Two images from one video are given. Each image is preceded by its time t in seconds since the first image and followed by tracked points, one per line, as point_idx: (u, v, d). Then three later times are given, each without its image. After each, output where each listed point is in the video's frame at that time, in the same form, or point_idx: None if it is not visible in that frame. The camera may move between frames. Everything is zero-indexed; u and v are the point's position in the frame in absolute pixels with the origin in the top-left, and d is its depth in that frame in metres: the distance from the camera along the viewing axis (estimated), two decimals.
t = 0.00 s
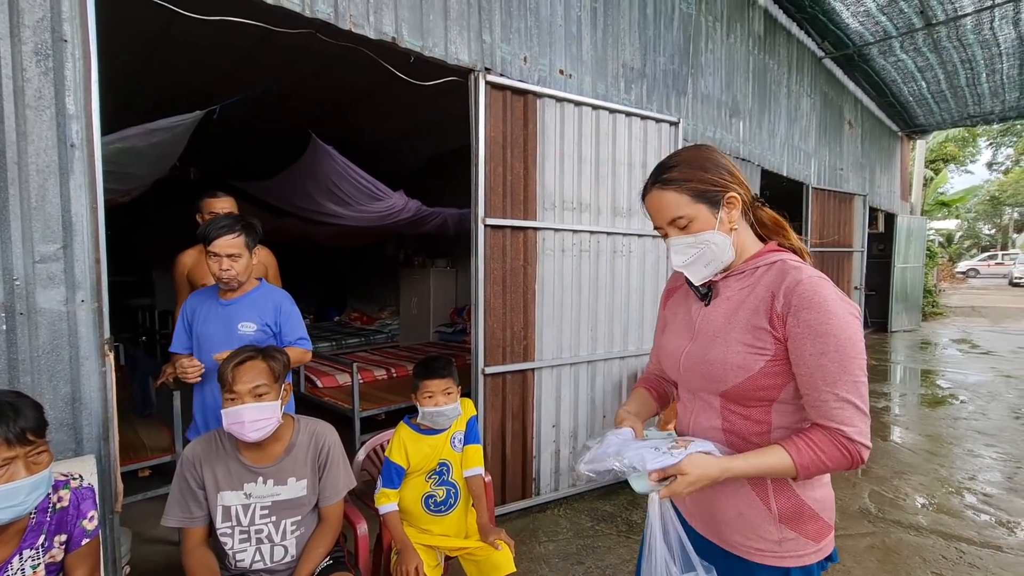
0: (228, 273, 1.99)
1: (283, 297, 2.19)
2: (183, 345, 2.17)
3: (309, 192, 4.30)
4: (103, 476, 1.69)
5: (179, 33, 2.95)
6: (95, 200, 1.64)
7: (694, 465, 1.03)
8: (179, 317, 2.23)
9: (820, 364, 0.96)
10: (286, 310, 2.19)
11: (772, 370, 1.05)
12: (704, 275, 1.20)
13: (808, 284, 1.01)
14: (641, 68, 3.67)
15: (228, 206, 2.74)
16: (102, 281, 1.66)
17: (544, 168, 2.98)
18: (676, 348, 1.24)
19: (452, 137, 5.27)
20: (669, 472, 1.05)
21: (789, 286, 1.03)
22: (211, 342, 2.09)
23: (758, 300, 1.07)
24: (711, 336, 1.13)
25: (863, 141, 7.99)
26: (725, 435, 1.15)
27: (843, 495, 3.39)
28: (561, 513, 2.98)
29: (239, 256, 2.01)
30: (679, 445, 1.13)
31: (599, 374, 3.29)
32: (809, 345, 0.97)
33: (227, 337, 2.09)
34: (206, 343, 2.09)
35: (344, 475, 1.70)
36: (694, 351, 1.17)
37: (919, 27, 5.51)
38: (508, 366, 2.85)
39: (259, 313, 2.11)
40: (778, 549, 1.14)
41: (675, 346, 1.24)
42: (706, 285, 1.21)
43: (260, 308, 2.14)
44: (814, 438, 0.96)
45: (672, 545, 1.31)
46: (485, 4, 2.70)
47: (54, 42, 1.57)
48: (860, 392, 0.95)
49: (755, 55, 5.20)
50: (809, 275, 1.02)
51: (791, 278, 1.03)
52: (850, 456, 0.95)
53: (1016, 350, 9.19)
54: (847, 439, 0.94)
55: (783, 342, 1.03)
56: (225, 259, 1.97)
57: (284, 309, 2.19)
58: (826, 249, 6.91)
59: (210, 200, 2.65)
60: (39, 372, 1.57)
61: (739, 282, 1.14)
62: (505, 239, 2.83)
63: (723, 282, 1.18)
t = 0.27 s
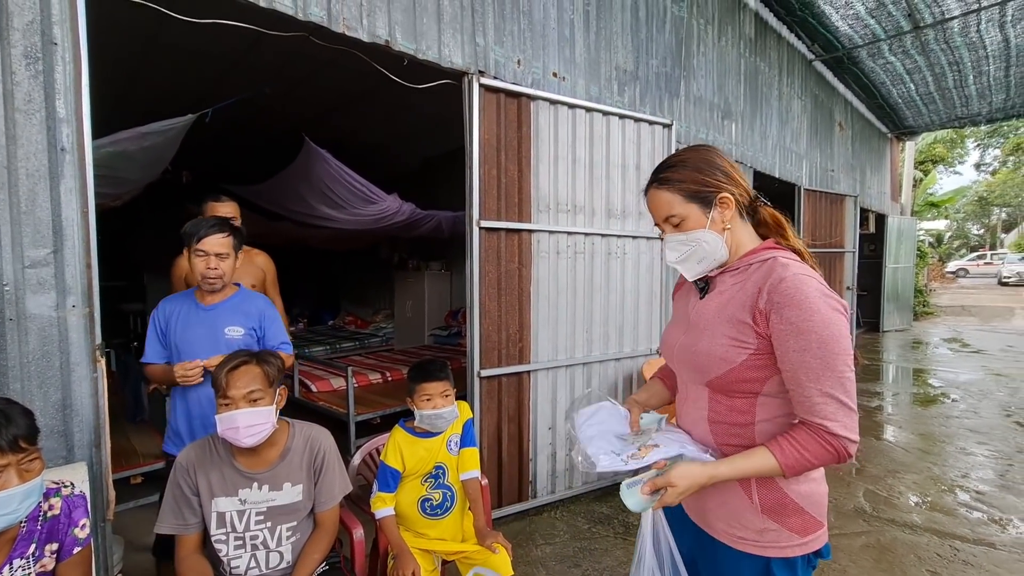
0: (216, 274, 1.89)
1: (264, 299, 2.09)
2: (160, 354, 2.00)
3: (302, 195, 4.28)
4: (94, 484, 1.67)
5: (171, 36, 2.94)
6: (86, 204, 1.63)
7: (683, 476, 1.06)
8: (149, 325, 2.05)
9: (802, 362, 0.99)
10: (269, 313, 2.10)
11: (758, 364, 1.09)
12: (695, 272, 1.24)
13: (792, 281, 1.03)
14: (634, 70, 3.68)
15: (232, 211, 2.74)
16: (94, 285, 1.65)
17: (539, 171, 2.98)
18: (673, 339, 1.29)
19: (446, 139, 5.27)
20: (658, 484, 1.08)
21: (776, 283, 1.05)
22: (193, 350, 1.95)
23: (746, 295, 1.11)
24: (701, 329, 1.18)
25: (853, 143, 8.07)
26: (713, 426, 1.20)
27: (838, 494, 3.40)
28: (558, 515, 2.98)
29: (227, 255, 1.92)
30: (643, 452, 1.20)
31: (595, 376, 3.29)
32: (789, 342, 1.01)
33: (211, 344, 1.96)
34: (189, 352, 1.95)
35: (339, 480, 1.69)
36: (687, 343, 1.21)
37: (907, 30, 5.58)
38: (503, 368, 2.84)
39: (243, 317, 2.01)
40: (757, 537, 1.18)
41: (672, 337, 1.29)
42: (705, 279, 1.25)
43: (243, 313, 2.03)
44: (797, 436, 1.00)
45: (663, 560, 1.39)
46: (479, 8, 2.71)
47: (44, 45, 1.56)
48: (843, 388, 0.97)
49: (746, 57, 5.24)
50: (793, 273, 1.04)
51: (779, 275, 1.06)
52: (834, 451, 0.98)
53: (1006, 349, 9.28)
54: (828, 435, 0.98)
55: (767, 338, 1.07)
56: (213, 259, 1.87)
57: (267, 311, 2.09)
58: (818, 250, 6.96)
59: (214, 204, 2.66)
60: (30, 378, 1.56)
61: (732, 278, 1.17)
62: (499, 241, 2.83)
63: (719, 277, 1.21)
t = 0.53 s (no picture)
0: (187, 277, 1.83)
1: (233, 303, 2.04)
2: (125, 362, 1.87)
3: (297, 198, 4.25)
4: (86, 493, 1.63)
5: (163, 36, 2.90)
6: (76, 207, 1.59)
7: (668, 475, 1.16)
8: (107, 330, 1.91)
9: (779, 357, 1.06)
10: (239, 317, 2.05)
11: (738, 359, 1.16)
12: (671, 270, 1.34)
13: (764, 280, 1.10)
14: (630, 70, 3.67)
15: (232, 214, 2.75)
16: (84, 290, 1.61)
17: (536, 170, 2.96)
18: (659, 337, 1.35)
19: (441, 140, 5.25)
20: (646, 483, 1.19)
21: (749, 281, 1.12)
22: (165, 354, 1.86)
23: (724, 293, 1.17)
24: (684, 328, 1.24)
25: (848, 141, 8.08)
26: (699, 421, 1.27)
27: (839, 493, 3.39)
28: (558, 518, 2.95)
29: (199, 258, 1.85)
30: (578, 446, 1.43)
31: (595, 377, 3.27)
32: (765, 338, 1.08)
33: (184, 347, 1.88)
34: (160, 356, 1.85)
35: (337, 484, 1.66)
36: (670, 342, 1.28)
37: (901, 28, 5.58)
38: (502, 370, 2.82)
39: (216, 319, 1.95)
40: (745, 531, 1.22)
41: (658, 336, 1.35)
42: (688, 278, 1.31)
43: (214, 315, 1.97)
44: (780, 430, 1.08)
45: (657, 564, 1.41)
46: (474, 6, 2.68)
47: (31, 45, 1.53)
48: (819, 379, 1.05)
49: (741, 56, 5.24)
50: (765, 271, 1.11)
51: (752, 274, 1.13)
52: (816, 441, 1.06)
53: (1002, 345, 9.30)
54: (806, 425, 1.05)
55: (745, 334, 1.14)
56: (184, 260, 1.81)
57: (237, 315, 2.04)
58: (815, 248, 6.96)
59: (215, 205, 2.68)
60: (19, 385, 1.52)
61: (711, 276, 1.24)
62: (496, 242, 2.81)
63: (700, 275, 1.28)
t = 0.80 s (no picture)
0: (161, 296, 1.79)
1: (210, 308, 2.01)
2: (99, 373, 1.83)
3: (301, 199, 4.21)
4: (81, 503, 1.59)
5: (165, 36, 2.87)
6: (70, 209, 1.55)
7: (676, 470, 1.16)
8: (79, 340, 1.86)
9: (772, 347, 1.08)
10: (216, 322, 2.02)
11: (732, 354, 1.19)
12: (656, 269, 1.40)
13: (750, 275, 1.14)
14: (638, 66, 3.60)
15: (239, 216, 2.70)
16: (79, 295, 1.57)
17: (542, 169, 2.90)
18: (653, 341, 1.38)
19: (446, 141, 5.20)
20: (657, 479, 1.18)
21: (736, 277, 1.16)
22: (144, 365, 1.83)
23: (713, 291, 1.21)
24: (677, 329, 1.27)
25: (859, 138, 7.96)
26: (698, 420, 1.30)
27: (856, 498, 3.30)
28: (567, 524, 2.88)
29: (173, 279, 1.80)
30: (539, 450, 1.61)
31: (603, 379, 3.20)
32: (757, 330, 1.10)
33: (162, 357, 1.85)
34: (138, 368, 1.82)
35: (339, 494, 1.61)
36: (664, 344, 1.32)
37: (913, 22, 5.48)
38: (508, 373, 2.76)
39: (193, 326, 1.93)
40: (747, 530, 1.21)
41: (653, 340, 1.38)
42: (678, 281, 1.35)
43: (191, 322, 1.94)
44: (782, 421, 1.08)
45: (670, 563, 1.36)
46: (478, 2, 2.63)
47: (24, 43, 1.49)
48: (815, 366, 1.06)
49: (751, 52, 5.16)
50: (750, 267, 1.15)
51: (737, 270, 1.16)
52: (821, 429, 1.05)
53: (1018, 345, 9.13)
54: (808, 413, 1.06)
55: (737, 329, 1.16)
56: (156, 282, 1.76)
57: (214, 320, 2.01)
58: (826, 247, 6.85)
59: (222, 207, 2.63)
60: (12, 393, 1.48)
61: (700, 276, 1.27)
62: (503, 242, 2.75)
63: (689, 277, 1.32)
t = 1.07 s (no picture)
0: (164, 296, 1.75)
1: (210, 309, 1.98)
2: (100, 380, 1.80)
3: (314, 200, 4.19)
4: (84, 510, 1.56)
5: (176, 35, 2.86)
6: (74, 209, 1.52)
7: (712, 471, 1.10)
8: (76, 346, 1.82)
9: (787, 337, 1.08)
10: (217, 323, 1.99)
11: (745, 352, 1.19)
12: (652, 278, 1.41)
13: (753, 271, 1.15)
14: (655, 62, 3.51)
15: (253, 217, 2.66)
16: (82, 297, 1.53)
17: (557, 167, 2.83)
18: (663, 351, 1.38)
19: (460, 140, 5.15)
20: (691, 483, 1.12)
21: (738, 273, 1.18)
22: (143, 368, 1.79)
23: (718, 291, 1.22)
24: (686, 334, 1.28)
25: (883, 134, 7.75)
26: (718, 423, 1.29)
27: (885, 508, 3.17)
28: (582, 533, 2.79)
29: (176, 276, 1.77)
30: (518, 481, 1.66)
31: (620, 383, 3.11)
32: (768, 322, 1.11)
33: (162, 360, 1.82)
34: (140, 371, 1.79)
35: (346, 503, 1.56)
36: (675, 352, 1.32)
37: (940, 14, 5.30)
38: (522, 377, 2.69)
39: (193, 328, 1.89)
40: (772, 532, 1.18)
41: (663, 349, 1.39)
42: (679, 288, 1.36)
43: (191, 323, 1.90)
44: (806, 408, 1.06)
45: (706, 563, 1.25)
46: None
47: (26, 40, 1.45)
48: (832, 351, 1.05)
49: (771, 46, 5.03)
50: (752, 263, 1.17)
51: (739, 267, 1.19)
52: (849, 413, 1.02)
53: None
54: (833, 400, 1.02)
55: (746, 325, 1.17)
56: (162, 280, 1.73)
57: (215, 321, 1.98)
58: (849, 246, 6.67)
59: (236, 208, 2.59)
60: (14, 398, 1.45)
61: (701, 279, 1.29)
62: (516, 242, 2.68)
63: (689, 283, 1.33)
